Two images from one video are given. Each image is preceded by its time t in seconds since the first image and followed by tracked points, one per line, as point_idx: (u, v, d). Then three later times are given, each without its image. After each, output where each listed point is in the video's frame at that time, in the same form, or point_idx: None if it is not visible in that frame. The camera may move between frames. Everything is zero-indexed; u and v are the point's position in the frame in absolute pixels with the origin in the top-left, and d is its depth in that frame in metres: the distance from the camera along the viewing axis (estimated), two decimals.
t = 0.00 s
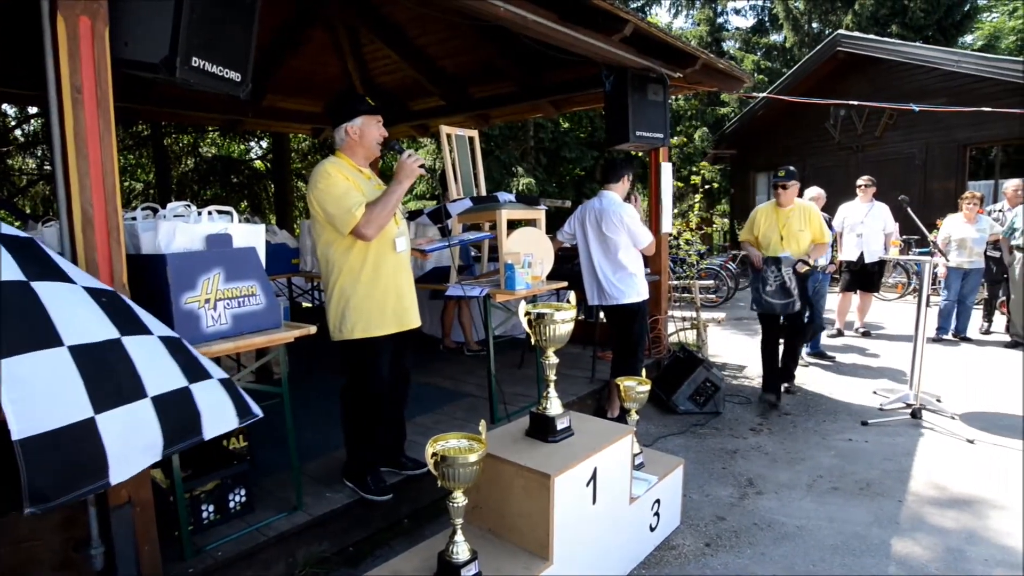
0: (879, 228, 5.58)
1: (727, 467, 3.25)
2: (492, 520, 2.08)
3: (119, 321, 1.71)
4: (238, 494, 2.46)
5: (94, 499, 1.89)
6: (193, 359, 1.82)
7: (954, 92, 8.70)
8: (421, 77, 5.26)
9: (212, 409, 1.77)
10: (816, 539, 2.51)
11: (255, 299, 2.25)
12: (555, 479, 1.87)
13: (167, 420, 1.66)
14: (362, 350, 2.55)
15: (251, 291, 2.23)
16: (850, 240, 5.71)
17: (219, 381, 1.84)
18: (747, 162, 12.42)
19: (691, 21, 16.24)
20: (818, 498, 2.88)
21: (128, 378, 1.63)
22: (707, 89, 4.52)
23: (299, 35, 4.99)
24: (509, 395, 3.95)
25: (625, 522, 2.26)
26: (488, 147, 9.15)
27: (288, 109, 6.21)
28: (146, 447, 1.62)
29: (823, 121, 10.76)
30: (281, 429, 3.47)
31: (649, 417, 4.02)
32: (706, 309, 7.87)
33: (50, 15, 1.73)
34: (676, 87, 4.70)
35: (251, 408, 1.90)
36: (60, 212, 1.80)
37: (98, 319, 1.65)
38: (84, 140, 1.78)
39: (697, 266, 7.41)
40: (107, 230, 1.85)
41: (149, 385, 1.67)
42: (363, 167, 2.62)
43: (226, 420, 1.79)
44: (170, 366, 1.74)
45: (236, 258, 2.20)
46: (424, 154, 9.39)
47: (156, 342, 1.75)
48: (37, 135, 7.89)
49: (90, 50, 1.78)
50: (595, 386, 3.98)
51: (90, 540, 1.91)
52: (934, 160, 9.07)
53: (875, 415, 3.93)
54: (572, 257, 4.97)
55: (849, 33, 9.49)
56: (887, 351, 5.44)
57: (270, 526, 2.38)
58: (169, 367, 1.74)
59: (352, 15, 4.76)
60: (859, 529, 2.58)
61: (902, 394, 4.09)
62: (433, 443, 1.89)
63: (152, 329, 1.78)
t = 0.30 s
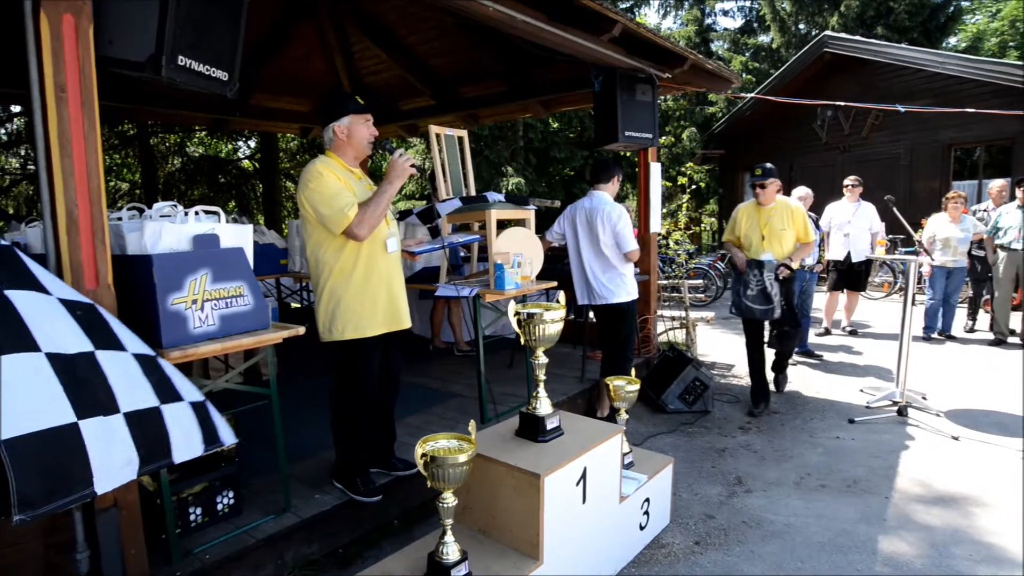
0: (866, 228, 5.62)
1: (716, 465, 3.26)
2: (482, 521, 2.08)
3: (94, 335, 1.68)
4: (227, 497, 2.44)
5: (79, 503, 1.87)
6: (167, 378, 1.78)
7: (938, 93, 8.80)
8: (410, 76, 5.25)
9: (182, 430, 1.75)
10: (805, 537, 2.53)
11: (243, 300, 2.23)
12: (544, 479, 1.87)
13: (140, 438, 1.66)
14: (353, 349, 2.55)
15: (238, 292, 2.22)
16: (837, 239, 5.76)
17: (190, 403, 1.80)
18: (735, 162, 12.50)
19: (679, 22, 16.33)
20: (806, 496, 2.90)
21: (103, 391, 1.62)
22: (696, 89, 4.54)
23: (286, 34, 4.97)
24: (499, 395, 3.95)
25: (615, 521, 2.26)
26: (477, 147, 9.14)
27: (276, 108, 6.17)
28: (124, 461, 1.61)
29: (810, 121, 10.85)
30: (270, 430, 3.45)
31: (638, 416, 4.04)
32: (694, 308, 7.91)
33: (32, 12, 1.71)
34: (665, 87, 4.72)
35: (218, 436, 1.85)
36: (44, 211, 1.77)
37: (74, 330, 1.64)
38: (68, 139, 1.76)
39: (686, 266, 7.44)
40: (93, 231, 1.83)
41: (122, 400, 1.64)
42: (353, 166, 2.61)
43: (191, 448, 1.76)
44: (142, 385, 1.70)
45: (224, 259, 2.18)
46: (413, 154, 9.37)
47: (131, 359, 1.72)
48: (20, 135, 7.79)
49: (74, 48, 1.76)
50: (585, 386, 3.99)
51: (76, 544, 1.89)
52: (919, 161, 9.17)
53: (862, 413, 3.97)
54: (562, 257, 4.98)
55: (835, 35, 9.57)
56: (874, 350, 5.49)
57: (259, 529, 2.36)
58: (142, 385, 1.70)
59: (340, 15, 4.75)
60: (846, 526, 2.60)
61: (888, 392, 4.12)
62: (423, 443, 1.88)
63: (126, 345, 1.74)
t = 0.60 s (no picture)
0: (852, 227, 5.69)
1: (704, 463, 3.28)
2: (472, 521, 2.07)
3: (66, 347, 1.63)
4: (213, 499, 2.42)
5: (62, 506, 1.85)
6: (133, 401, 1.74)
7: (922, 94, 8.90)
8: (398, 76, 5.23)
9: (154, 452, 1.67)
10: (792, 534, 2.55)
11: (230, 301, 2.21)
12: (534, 478, 1.87)
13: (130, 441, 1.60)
14: (341, 349, 2.54)
15: (224, 292, 2.20)
16: (823, 239, 5.82)
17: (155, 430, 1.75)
18: (723, 161, 12.58)
19: (667, 22, 16.42)
20: (793, 493, 2.92)
21: (87, 389, 1.56)
22: (684, 89, 4.57)
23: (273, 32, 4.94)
24: (488, 394, 3.95)
25: (604, 520, 2.27)
26: (466, 146, 9.14)
27: (263, 107, 6.13)
28: (129, 452, 1.55)
29: (796, 121, 10.94)
30: (257, 431, 3.43)
31: (626, 415, 4.05)
32: (682, 307, 7.96)
33: (13, 9, 1.68)
34: (654, 88, 4.74)
35: (178, 470, 1.75)
36: (25, 211, 1.75)
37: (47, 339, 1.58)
38: (50, 138, 1.73)
39: (674, 265, 7.49)
40: (75, 231, 1.80)
41: (106, 403, 1.59)
42: (341, 166, 2.60)
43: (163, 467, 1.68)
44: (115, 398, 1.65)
45: (210, 260, 2.16)
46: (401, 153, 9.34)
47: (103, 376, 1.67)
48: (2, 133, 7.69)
49: (55, 46, 1.74)
50: (574, 385, 4.00)
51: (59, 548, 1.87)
52: (903, 161, 9.27)
53: (848, 410, 4.01)
54: (550, 256, 4.98)
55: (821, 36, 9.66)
56: (859, 348, 5.55)
57: (246, 531, 2.35)
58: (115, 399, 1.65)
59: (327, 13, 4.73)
60: (832, 523, 2.63)
61: (873, 390, 4.17)
62: (411, 443, 1.88)
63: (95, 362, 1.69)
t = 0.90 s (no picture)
0: (831, 226, 5.78)
1: (687, 461, 3.31)
2: (456, 521, 2.07)
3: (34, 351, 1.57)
4: (194, 503, 2.38)
5: (38, 512, 1.82)
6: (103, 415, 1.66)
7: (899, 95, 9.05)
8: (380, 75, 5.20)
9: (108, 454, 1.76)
10: (774, 530, 2.58)
11: (210, 302, 2.19)
12: (517, 478, 1.87)
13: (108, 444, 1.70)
14: (323, 350, 2.52)
15: (204, 293, 2.17)
16: (804, 238, 5.86)
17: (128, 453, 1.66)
18: (705, 161, 12.69)
19: (649, 22, 16.54)
20: (775, 489, 2.96)
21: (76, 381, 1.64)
22: (666, 89, 4.59)
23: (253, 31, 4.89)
24: (472, 394, 3.94)
25: (588, 519, 2.28)
26: (449, 146, 9.12)
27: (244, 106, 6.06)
28: (124, 435, 1.67)
29: (777, 122, 11.07)
30: (238, 434, 3.39)
31: (610, 414, 4.06)
32: (665, 306, 8.01)
33: None
34: (636, 88, 4.76)
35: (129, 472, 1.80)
36: None
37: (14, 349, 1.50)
38: (24, 136, 1.70)
39: (657, 265, 7.54)
40: (50, 232, 1.77)
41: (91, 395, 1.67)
42: (326, 166, 2.58)
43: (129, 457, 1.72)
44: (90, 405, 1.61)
45: (189, 260, 2.13)
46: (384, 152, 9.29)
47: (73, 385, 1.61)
48: None
49: (29, 44, 1.70)
50: (557, 385, 4.00)
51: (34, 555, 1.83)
52: (881, 161, 9.41)
53: (828, 407, 4.06)
54: (534, 256, 4.99)
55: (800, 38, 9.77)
56: (838, 345, 5.62)
57: (228, 535, 2.32)
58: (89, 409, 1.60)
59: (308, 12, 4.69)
60: (813, 518, 2.66)
61: (853, 386, 4.22)
62: (395, 445, 1.87)
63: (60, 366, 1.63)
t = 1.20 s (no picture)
0: (814, 226, 5.85)
1: (674, 459, 3.33)
2: (442, 522, 2.07)
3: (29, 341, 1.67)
4: (178, 507, 2.36)
5: (16, 519, 1.78)
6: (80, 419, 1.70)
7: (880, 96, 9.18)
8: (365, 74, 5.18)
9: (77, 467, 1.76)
10: (759, 527, 2.60)
11: (192, 303, 2.16)
12: (504, 478, 1.87)
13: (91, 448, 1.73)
14: (309, 351, 2.51)
15: (187, 295, 2.15)
16: (787, 238, 5.94)
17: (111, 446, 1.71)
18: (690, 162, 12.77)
19: (634, 23, 16.62)
20: (760, 487, 2.98)
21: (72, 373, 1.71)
22: (651, 90, 4.62)
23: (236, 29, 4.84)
24: (458, 395, 3.94)
25: (574, 518, 2.28)
26: (435, 145, 9.10)
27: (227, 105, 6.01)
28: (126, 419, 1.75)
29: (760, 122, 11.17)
30: (222, 436, 3.36)
31: (597, 413, 4.08)
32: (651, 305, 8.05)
33: None
34: (622, 88, 4.78)
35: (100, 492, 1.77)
36: None
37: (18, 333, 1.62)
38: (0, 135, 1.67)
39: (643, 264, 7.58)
40: (27, 232, 1.74)
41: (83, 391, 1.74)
42: (312, 166, 2.56)
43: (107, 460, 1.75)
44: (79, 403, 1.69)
45: (171, 261, 2.10)
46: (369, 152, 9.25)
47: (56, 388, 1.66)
48: None
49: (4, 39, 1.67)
50: (544, 384, 4.01)
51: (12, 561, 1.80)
52: (863, 161, 9.54)
53: (811, 404, 4.11)
54: (520, 256, 4.99)
55: (783, 39, 9.86)
56: (821, 343, 5.69)
57: (212, 538, 2.30)
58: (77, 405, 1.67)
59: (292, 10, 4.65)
60: (797, 515, 2.69)
61: (836, 384, 4.27)
62: (380, 446, 1.86)
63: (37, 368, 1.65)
